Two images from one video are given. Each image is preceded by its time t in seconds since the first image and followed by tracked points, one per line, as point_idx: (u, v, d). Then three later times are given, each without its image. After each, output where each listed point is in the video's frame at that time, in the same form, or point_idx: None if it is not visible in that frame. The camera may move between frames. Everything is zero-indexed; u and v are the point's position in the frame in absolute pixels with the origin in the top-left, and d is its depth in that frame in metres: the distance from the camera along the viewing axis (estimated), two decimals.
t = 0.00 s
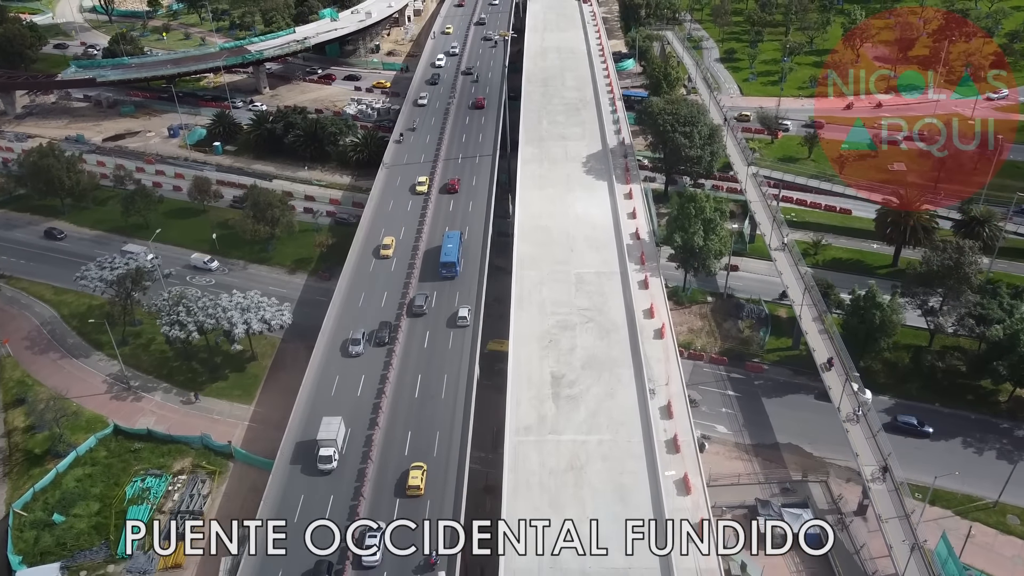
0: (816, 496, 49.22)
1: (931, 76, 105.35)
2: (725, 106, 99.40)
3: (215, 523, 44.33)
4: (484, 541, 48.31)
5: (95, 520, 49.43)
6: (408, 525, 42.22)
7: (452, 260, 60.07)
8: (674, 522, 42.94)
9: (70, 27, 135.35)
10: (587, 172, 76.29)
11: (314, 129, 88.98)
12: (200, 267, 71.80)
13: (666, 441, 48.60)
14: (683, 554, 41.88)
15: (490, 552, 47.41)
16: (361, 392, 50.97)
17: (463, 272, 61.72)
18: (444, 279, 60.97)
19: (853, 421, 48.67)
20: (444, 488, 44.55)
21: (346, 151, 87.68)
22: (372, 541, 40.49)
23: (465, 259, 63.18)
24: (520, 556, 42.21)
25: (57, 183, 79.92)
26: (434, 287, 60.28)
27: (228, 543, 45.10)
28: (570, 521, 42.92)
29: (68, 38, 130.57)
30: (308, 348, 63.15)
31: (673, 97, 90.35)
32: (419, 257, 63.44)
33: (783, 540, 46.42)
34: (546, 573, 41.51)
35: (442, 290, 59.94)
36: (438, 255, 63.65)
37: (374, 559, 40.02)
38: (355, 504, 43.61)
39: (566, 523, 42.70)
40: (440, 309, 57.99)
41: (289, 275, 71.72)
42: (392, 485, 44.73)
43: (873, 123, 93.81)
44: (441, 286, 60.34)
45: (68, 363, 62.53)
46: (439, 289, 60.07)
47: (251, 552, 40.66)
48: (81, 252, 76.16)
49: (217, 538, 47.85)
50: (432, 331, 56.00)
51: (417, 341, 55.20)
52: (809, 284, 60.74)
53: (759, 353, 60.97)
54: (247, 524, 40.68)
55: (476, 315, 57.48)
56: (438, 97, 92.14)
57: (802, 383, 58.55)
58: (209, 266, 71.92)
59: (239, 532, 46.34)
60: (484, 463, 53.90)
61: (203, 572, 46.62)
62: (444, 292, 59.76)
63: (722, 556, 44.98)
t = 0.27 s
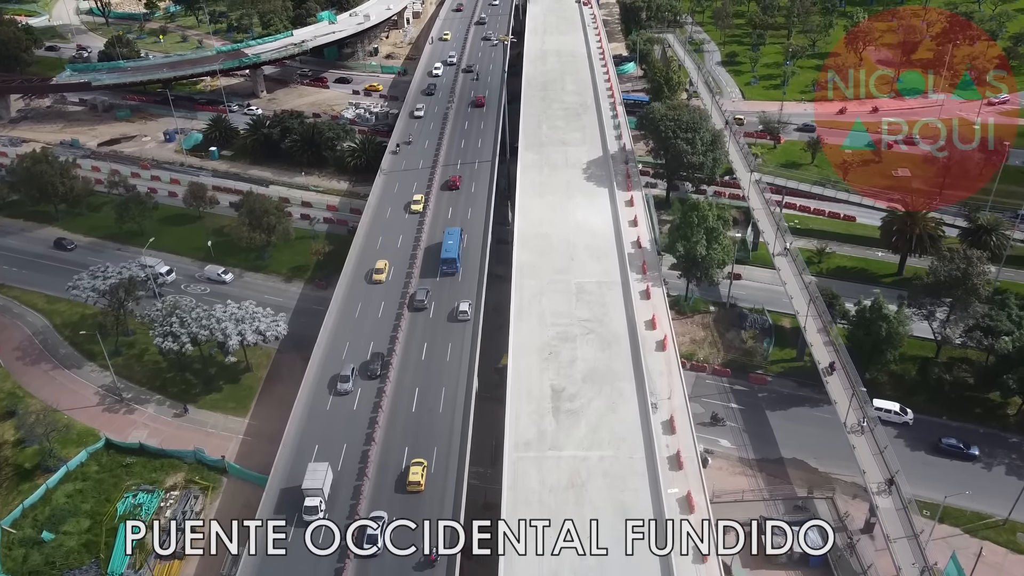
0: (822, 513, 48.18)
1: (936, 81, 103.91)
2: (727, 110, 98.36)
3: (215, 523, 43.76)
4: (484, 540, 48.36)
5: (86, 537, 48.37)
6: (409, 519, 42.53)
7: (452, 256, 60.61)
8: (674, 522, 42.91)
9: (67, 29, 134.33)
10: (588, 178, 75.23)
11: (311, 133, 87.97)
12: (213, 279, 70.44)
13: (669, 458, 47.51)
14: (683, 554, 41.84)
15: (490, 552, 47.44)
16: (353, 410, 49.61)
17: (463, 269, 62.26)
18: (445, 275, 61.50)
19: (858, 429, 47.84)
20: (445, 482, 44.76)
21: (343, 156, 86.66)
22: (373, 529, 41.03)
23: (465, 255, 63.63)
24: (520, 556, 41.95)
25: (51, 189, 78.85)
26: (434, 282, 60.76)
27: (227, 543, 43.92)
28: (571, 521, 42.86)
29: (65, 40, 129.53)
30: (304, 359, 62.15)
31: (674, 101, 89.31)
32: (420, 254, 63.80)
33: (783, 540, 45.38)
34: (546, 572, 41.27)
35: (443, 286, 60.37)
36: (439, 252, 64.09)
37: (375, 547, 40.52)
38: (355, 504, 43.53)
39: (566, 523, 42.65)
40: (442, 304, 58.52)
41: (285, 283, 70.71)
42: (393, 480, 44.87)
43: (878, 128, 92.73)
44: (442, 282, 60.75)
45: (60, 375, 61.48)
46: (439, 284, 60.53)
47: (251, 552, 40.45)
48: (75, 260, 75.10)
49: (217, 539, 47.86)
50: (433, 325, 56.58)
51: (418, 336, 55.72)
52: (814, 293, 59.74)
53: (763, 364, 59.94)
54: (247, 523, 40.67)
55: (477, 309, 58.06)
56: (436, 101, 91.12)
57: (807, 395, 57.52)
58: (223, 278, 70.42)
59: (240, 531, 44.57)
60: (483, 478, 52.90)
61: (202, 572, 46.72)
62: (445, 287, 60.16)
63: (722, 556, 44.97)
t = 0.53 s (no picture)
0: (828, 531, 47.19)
1: (939, 86, 102.74)
2: (729, 115, 97.26)
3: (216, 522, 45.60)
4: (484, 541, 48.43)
5: (76, 556, 47.31)
6: (410, 513, 43.06)
7: (453, 253, 61.01)
8: (674, 522, 42.98)
9: (62, 32, 133.09)
10: (588, 185, 74.15)
11: (308, 139, 86.95)
12: (228, 291, 69.02)
13: (672, 475, 46.20)
14: (683, 554, 41.89)
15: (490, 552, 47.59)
16: (346, 431, 48.18)
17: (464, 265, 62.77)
18: (445, 271, 61.99)
19: (863, 442, 47.06)
20: (445, 477, 45.29)
21: (341, 162, 85.63)
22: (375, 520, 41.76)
23: (466, 252, 64.02)
24: (520, 556, 42.06)
25: (44, 195, 77.77)
26: (436, 279, 61.29)
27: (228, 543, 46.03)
28: (571, 521, 42.90)
29: (61, 43, 128.42)
30: (301, 370, 61.19)
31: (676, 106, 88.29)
32: (420, 252, 64.17)
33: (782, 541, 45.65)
34: (546, 572, 41.39)
35: (444, 283, 60.85)
36: (439, 250, 64.50)
37: (377, 536, 41.23)
38: (355, 502, 43.77)
39: (566, 523, 42.64)
40: (442, 299, 59.18)
41: (282, 292, 69.72)
42: (393, 477, 45.22)
43: (881, 133, 91.61)
44: (443, 279, 61.25)
45: (51, 387, 60.42)
46: (440, 281, 61.02)
47: (251, 552, 40.63)
48: (69, 267, 74.05)
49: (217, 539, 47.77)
50: (434, 321, 57.08)
51: (419, 331, 56.21)
52: (819, 303, 58.71)
53: (767, 376, 58.92)
54: (247, 524, 40.70)
55: (477, 304, 58.64)
56: (435, 106, 90.04)
57: (812, 408, 56.49)
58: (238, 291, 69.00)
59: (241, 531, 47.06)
60: (482, 494, 51.91)
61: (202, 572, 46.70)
62: (446, 284, 60.63)
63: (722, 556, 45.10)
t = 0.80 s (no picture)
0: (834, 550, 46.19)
1: (942, 90, 101.50)
2: (731, 119, 96.24)
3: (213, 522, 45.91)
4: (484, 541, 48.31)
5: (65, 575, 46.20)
6: (411, 508, 43.38)
7: (453, 249, 61.71)
8: (673, 521, 42.85)
9: (59, 35, 132.08)
10: (589, 193, 73.03)
11: (305, 144, 85.87)
12: (243, 305, 67.35)
13: (675, 494, 45.23)
14: (684, 554, 41.76)
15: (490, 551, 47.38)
16: (339, 463, 46.06)
17: (464, 261, 63.37)
18: (446, 267, 62.61)
19: (869, 456, 46.31)
20: (446, 472, 45.66)
21: (339, 168, 84.55)
22: (377, 509, 42.48)
23: (466, 250, 64.53)
24: (520, 556, 41.93)
25: (38, 202, 76.71)
26: (436, 275, 61.90)
27: (228, 542, 46.70)
28: (571, 521, 42.77)
29: (57, 46, 127.32)
30: (296, 382, 60.15)
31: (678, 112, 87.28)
32: (421, 247, 64.90)
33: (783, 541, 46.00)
34: (546, 572, 41.27)
35: (444, 278, 61.47)
36: (440, 245, 65.09)
37: (379, 525, 41.96)
38: (355, 502, 43.87)
39: (566, 523, 42.54)
40: (443, 293, 59.88)
41: (277, 301, 68.69)
42: (394, 472, 45.57)
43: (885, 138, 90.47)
44: (444, 275, 61.85)
45: (43, 399, 59.37)
46: (441, 277, 61.66)
47: (251, 552, 40.53)
48: (62, 276, 73.01)
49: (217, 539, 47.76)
50: (435, 315, 57.78)
51: (420, 326, 56.87)
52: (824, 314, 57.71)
53: (771, 389, 57.84)
54: (247, 523, 40.75)
55: (478, 298, 59.35)
56: (434, 111, 88.97)
57: (817, 422, 55.39)
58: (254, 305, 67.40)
59: (240, 531, 47.39)
60: (480, 510, 50.86)
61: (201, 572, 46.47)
62: (446, 281, 61.12)
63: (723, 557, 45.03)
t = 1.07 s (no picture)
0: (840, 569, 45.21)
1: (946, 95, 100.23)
2: (734, 124, 95.16)
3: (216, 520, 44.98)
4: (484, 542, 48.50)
5: None
6: (411, 504, 44.62)
7: (454, 246, 62.79)
8: (674, 522, 42.82)
9: (55, 37, 130.93)
10: (590, 201, 71.95)
11: (302, 150, 84.82)
12: (259, 320, 65.87)
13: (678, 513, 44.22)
14: (683, 554, 41.70)
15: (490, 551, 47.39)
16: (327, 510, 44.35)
17: (465, 258, 64.49)
18: (447, 263, 63.80)
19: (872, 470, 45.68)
20: (446, 469, 46.83)
21: (336, 174, 83.52)
22: (380, 498, 44.08)
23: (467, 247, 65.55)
24: (521, 556, 42.08)
25: (30, 209, 75.66)
26: (438, 271, 63.08)
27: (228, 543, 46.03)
28: (570, 521, 42.88)
29: (52, 49, 126.12)
30: (292, 394, 59.13)
31: (680, 117, 86.22)
32: (423, 242, 66.07)
33: (783, 540, 46.86)
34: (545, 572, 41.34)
35: (445, 274, 62.62)
36: (441, 242, 66.13)
37: (381, 514, 43.60)
38: (354, 502, 44.69)
39: (566, 522, 42.66)
40: (444, 289, 61.13)
41: (273, 311, 67.72)
42: (395, 468, 46.79)
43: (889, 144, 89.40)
44: (445, 272, 62.92)
45: (34, 412, 58.32)
46: (442, 273, 62.84)
47: (251, 552, 41.54)
48: (55, 284, 71.94)
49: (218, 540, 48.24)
50: (436, 311, 59.06)
51: (421, 322, 58.18)
52: (829, 326, 56.75)
53: (775, 402, 56.82)
54: (248, 523, 41.73)
55: (479, 294, 60.72)
56: (433, 116, 87.88)
57: (823, 436, 54.37)
58: (270, 319, 65.69)
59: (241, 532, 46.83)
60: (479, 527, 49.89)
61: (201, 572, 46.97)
62: (447, 279, 62.12)
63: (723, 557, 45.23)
